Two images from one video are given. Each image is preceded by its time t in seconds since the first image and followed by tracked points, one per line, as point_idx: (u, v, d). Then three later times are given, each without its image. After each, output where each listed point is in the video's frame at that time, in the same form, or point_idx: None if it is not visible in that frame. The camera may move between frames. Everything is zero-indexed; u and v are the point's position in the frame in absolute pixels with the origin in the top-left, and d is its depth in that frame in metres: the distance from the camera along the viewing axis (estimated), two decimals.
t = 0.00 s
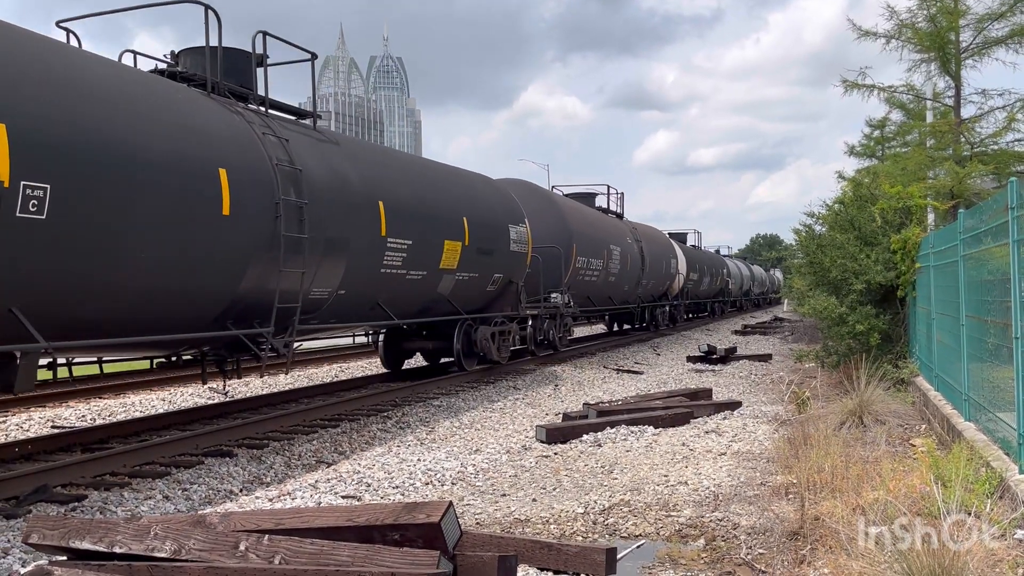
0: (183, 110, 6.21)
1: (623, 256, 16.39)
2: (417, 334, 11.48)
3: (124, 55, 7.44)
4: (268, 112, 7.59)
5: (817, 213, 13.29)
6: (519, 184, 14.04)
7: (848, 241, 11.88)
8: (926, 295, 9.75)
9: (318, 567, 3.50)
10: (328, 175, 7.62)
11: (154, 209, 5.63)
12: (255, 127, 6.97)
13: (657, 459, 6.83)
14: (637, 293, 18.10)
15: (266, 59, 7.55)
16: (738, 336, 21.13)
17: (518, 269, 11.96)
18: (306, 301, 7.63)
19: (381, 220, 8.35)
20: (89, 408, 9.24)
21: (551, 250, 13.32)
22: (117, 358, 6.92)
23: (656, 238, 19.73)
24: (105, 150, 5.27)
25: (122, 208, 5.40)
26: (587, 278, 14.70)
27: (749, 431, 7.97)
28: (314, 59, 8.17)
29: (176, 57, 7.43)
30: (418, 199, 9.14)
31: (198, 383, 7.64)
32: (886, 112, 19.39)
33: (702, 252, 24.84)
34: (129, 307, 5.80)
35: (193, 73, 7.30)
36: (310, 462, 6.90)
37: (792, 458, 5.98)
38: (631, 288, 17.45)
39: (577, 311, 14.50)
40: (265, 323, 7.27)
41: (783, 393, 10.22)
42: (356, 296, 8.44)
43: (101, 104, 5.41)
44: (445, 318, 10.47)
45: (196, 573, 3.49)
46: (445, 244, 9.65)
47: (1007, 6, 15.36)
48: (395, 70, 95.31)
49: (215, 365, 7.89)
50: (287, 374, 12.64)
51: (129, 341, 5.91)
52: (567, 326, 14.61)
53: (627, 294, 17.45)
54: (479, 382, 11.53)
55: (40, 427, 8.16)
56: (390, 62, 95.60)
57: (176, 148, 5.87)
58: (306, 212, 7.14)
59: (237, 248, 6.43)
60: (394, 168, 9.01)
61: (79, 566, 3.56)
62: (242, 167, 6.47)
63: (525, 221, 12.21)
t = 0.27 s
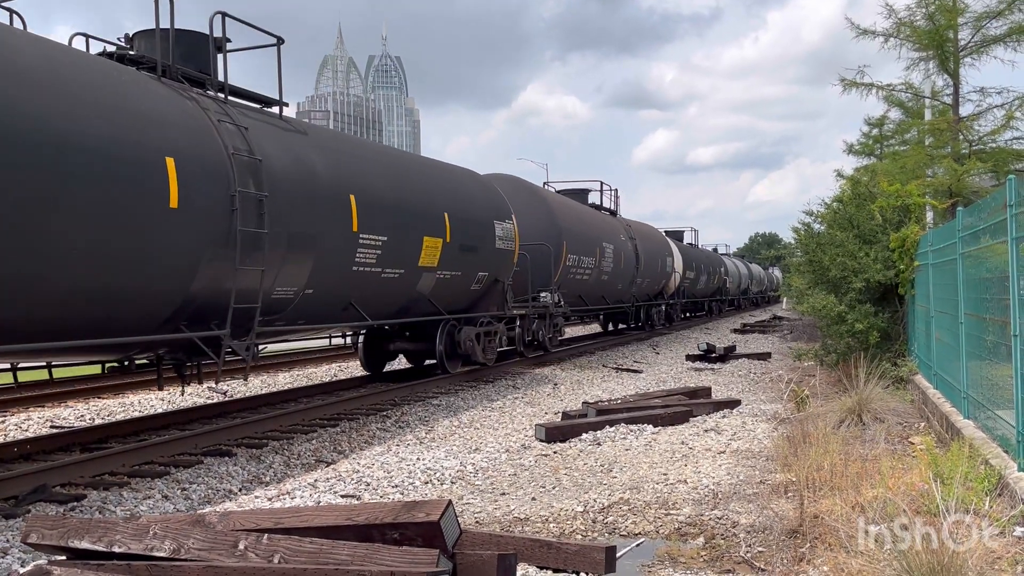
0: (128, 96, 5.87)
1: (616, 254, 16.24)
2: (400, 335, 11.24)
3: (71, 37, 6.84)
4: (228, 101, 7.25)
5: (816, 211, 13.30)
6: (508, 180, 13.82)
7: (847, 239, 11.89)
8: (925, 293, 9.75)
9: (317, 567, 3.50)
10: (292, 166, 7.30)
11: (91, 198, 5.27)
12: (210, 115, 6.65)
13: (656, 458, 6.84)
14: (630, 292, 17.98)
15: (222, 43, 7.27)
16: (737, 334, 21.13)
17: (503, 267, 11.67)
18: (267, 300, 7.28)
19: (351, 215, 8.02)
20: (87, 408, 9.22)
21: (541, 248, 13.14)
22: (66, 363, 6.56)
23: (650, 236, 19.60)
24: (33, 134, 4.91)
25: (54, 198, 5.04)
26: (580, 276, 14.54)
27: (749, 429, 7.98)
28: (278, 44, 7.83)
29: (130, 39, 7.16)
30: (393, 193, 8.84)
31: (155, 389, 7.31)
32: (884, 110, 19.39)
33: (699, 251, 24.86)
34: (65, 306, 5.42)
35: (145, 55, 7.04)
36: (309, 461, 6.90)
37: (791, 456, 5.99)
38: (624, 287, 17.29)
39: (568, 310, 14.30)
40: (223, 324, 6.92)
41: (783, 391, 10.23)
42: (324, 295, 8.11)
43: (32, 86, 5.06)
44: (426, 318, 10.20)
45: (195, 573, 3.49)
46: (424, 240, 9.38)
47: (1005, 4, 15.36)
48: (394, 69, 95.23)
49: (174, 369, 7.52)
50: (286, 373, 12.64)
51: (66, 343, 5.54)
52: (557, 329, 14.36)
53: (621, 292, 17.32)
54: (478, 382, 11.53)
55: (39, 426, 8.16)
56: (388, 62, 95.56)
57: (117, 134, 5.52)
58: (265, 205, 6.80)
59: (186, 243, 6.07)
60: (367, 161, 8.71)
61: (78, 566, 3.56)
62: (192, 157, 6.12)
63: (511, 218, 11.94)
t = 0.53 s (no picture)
0: (66, 78, 5.50)
1: (610, 253, 16.06)
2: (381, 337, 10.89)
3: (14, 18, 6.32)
4: (186, 89, 6.87)
5: (815, 210, 13.30)
6: (499, 176, 13.59)
7: (847, 238, 11.89)
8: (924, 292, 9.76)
9: (317, 567, 3.50)
10: (252, 157, 6.92)
11: (17, 184, 4.89)
12: (158, 100, 6.26)
13: (656, 457, 6.84)
14: (625, 291, 17.78)
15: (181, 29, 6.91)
16: (737, 334, 21.12)
17: (488, 265, 11.31)
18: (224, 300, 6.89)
19: (319, 210, 7.64)
20: (87, 408, 9.24)
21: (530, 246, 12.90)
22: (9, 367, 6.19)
23: (646, 234, 19.42)
24: None
25: None
26: (571, 276, 14.33)
27: (749, 428, 7.98)
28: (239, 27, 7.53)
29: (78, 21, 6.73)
30: (368, 188, 8.47)
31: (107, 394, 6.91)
32: (883, 109, 19.40)
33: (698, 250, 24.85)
34: None
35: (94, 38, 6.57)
36: (309, 462, 6.89)
37: (791, 455, 6.00)
38: (617, 287, 17.08)
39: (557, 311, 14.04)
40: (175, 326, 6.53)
41: (782, 391, 10.23)
42: (290, 295, 7.72)
43: None
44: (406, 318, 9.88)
45: (194, 573, 3.49)
46: (403, 237, 9.02)
47: (1004, 3, 15.37)
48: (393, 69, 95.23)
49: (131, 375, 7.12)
50: (285, 373, 12.64)
51: None
52: (545, 330, 14.08)
53: (615, 292, 17.13)
54: (477, 382, 11.52)
55: (38, 427, 8.16)
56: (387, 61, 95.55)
57: (49, 117, 5.14)
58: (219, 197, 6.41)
59: (129, 237, 5.69)
60: (341, 153, 8.34)
61: (78, 566, 3.55)
62: (136, 144, 5.74)
63: (498, 215, 11.59)
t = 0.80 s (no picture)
0: None
1: (602, 252, 15.77)
2: (361, 340, 10.51)
3: None
4: (135, 72, 6.38)
5: (815, 209, 13.29)
6: (486, 171, 13.19)
7: (847, 238, 11.89)
8: (924, 291, 9.76)
9: (317, 567, 3.50)
10: (206, 147, 6.44)
11: None
12: (97, 82, 5.78)
13: (656, 457, 6.84)
14: (619, 291, 17.60)
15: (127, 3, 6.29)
16: (736, 333, 21.11)
17: (472, 264, 10.88)
18: (175, 302, 6.40)
19: (283, 204, 7.16)
20: (87, 408, 9.26)
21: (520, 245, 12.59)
22: None
23: (639, 233, 19.19)
24: None
25: None
26: (562, 276, 14.06)
27: (749, 428, 7.98)
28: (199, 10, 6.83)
29: None
30: (340, 182, 8.01)
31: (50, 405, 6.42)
32: (883, 109, 19.39)
33: (695, 249, 24.82)
34: None
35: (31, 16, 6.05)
36: (309, 462, 6.90)
37: (791, 455, 6.00)
38: (609, 287, 16.81)
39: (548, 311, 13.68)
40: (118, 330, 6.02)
41: (782, 390, 10.23)
42: (252, 297, 7.23)
43: None
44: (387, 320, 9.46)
45: (195, 574, 3.49)
46: (378, 234, 8.57)
47: (1004, 3, 15.37)
48: (393, 69, 95.22)
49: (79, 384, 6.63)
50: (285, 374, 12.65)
51: None
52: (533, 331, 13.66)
53: (608, 292, 16.93)
54: (477, 382, 11.53)
55: (39, 427, 8.17)
56: (388, 62, 95.57)
57: None
58: (166, 189, 5.94)
59: (60, 233, 5.22)
60: (310, 145, 7.87)
61: (79, 567, 3.56)
62: (69, 130, 5.28)
63: (483, 213, 11.17)
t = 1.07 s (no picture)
0: None
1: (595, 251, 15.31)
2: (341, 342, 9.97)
3: None
4: (75, 54, 5.90)
5: (816, 209, 13.29)
6: (472, 167, 12.66)
7: (848, 238, 11.89)
8: (925, 292, 9.75)
9: (319, 567, 3.50)
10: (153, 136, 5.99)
11: None
12: (26, 62, 5.28)
13: (657, 457, 6.84)
14: (614, 292, 17.21)
15: None
16: (737, 333, 21.10)
17: (455, 263, 10.44)
18: (117, 303, 5.96)
19: (241, 198, 6.71)
20: (88, 408, 9.29)
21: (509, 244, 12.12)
22: None
23: (635, 231, 18.78)
24: None
25: None
26: (555, 276, 13.62)
27: (750, 428, 7.98)
28: None
29: None
30: (308, 176, 7.56)
31: None
32: (884, 109, 19.39)
33: (694, 248, 24.77)
34: None
35: None
36: (310, 462, 6.90)
37: (792, 455, 6.00)
38: (603, 286, 16.37)
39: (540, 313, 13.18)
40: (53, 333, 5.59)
41: (783, 390, 10.23)
42: (209, 297, 6.79)
43: None
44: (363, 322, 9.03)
45: (196, 574, 3.49)
46: (350, 231, 8.12)
47: (1004, 2, 15.36)
48: (394, 70, 95.23)
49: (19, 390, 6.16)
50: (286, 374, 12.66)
51: None
52: (523, 333, 13.13)
53: (603, 292, 16.54)
54: (478, 382, 11.54)
55: (41, 428, 8.18)
56: (388, 62, 95.62)
57: None
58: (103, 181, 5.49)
59: None
60: (275, 136, 7.42)
61: (80, 567, 3.56)
62: None
63: (467, 209, 10.73)
